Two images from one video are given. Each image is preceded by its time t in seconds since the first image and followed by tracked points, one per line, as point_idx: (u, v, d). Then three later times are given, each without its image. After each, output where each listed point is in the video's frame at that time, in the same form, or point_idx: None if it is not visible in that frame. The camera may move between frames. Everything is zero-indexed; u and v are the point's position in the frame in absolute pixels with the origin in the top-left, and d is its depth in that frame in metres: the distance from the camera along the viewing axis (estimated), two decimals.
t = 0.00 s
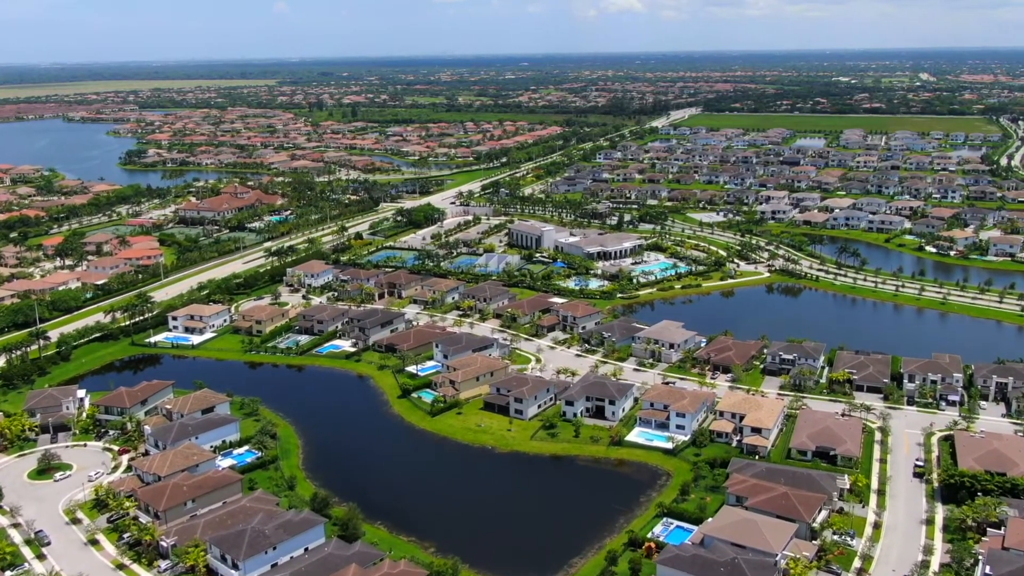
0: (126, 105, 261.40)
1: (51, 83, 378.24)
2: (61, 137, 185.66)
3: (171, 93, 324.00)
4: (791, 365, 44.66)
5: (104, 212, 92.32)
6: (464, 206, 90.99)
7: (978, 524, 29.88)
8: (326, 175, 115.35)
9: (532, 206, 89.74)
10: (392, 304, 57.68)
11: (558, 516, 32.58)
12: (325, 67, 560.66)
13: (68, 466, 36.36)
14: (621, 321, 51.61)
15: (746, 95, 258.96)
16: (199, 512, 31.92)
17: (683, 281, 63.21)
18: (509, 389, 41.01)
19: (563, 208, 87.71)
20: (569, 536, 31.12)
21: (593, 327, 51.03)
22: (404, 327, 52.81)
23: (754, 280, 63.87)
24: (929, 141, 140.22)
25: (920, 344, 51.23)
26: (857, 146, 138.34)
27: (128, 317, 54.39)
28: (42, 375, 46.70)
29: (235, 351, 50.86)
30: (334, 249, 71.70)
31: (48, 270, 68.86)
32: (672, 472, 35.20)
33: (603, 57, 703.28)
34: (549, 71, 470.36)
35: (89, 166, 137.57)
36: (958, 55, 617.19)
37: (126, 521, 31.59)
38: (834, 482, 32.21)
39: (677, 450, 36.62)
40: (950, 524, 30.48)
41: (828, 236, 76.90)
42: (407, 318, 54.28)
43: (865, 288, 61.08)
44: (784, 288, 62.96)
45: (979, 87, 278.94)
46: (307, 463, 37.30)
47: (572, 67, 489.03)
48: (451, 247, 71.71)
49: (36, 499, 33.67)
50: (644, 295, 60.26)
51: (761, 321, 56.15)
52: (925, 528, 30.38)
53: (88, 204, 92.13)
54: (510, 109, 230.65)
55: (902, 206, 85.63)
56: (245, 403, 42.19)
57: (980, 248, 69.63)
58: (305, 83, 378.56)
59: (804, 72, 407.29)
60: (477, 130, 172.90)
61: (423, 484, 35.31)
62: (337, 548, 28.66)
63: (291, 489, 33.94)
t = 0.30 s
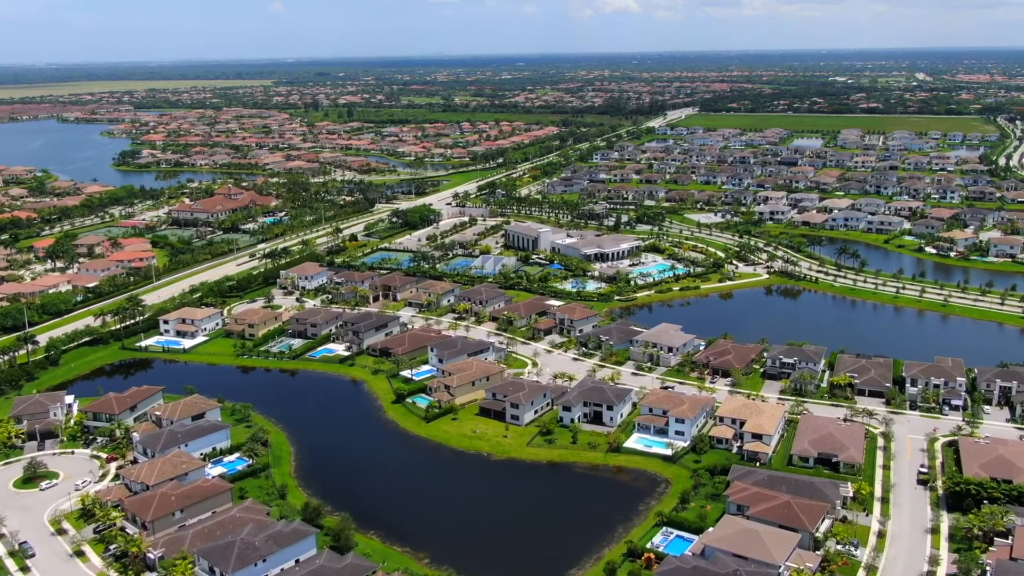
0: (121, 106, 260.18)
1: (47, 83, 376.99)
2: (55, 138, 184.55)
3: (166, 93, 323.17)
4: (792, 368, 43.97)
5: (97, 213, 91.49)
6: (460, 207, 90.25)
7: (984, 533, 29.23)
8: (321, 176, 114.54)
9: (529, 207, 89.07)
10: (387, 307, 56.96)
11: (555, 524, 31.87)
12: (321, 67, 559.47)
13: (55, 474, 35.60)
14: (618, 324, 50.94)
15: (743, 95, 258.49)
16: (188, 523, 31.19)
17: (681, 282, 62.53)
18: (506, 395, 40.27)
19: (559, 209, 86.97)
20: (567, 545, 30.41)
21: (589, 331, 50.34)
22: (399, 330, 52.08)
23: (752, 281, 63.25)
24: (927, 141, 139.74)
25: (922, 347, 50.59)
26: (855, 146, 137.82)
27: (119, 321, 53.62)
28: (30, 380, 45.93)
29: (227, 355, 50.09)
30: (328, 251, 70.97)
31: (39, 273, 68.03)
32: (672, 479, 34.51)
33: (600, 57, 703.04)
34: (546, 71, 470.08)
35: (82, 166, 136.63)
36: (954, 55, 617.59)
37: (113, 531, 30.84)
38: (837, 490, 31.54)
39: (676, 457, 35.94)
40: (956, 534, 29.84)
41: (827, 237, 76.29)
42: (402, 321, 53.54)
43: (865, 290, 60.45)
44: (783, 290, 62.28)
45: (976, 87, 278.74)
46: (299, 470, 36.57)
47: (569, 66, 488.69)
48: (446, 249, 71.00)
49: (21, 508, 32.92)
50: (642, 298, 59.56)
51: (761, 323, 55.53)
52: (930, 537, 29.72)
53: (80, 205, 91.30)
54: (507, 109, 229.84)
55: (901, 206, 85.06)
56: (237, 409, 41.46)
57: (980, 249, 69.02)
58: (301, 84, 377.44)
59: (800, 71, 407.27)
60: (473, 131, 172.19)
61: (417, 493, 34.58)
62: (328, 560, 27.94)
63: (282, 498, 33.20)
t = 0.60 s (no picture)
0: (107, 107, 257.06)
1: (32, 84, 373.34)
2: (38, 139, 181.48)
3: (152, 93, 320.00)
4: (794, 379, 42.05)
5: (75, 217, 89.02)
6: (449, 209, 88.16)
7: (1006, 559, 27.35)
8: (306, 177, 112.22)
9: (519, 209, 87.13)
10: (372, 314, 54.84)
11: (547, 550, 29.79)
12: (310, 68, 556.17)
13: (14, 497, 33.37)
14: (612, 332, 49.00)
15: (734, 95, 257.09)
16: (152, 553, 29.03)
17: (676, 287, 60.58)
18: (494, 409, 38.18)
19: (550, 211, 84.91)
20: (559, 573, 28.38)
21: (581, 339, 48.37)
22: (383, 339, 49.98)
23: (749, 286, 61.40)
24: (921, 141, 138.35)
25: (926, 354, 48.79)
26: (848, 146, 136.29)
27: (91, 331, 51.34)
28: None
29: (203, 366, 47.84)
30: (312, 256, 68.77)
31: (11, 279, 65.63)
32: (670, 500, 32.53)
33: (590, 57, 701.80)
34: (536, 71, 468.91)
35: (63, 169, 133.83)
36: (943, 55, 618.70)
37: (71, 563, 28.65)
38: (847, 512, 29.63)
39: (675, 476, 33.96)
40: (975, 560, 27.96)
41: (824, 239, 74.51)
42: (387, 329, 51.43)
43: (865, 294, 58.68)
44: (780, 294, 60.46)
45: (967, 86, 278.05)
46: (275, 492, 34.42)
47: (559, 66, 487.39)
48: (434, 253, 68.92)
49: None
50: (635, 303, 57.65)
51: (758, 329, 53.68)
52: (948, 563, 27.84)
53: (57, 208, 88.78)
54: (497, 109, 227.76)
55: (899, 207, 83.39)
56: (211, 425, 39.27)
57: (981, 251, 67.29)
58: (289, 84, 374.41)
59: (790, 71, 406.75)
60: (462, 131, 170.04)
61: (400, 516, 32.47)
62: None
63: (256, 524, 31.08)
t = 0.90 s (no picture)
0: (90, 107, 251.62)
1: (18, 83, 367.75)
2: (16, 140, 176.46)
3: (139, 93, 314.71)
4: (815, 400, 37.88)
5: (42, 221, 84.42)
6: (436, 211, 83.88)
7: None
8: (289, 178, 107.79)
9: (510, 211, 82.87)
10: (350, 326, 50.52)
11: None
12: (300, 68, 550.85)
13: None
14: (611, 346, 44.78)
15: (729, 94, 253.28)
16: None
17: (678, 294, 56.39)
18: (481, 438, 33.82)
19: (542, 212, 80.69)
20: None
21: (577, 354, 44.12)
22: (361, 355, 45.64)
23: (757, 293, 57.27)
24: (923, 139, 134.52)
25: (954, 369, 44.70)
26: (849, 144, 132.41)
27: (41, 346, 46.88)
28: None
29: (161, 385, 43.38)
30: (289, 262, 64.38)
31: None
32: (683, 548, 28.25)
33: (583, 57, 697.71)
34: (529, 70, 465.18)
35: (38, 170, 129.04)
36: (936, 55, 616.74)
37: None
38: (890, 565, 25.44)
39: (687, 517, 29.72)
40: None
41: (832, 241, 70.45)
42: (365, 344, 47.09)
43: (882, 302, 54.59)
44: (790, 302, 56.35)
45: (964, 85, 274.77)
46: (229, 537, 30.04)
47: (552, 65, 483.69)
48: (419, 258, 64.64)
49: None
50: (635, 312, 53.44)
51: (769, 343, 49.60)
52: None
53: (24, 211, 84.16)
54: (488, 108, 223.46)
55: (909, 207, 79.38)
56: (162, 457, 34.88)
57: (1002, 253, 63.28)
58: (279, 84, 369.62)
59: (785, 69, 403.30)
60: (452, 130, 165.79)
61: (369, 566, 28.08)
62: None
63: None
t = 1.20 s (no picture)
0: (80, 105, 246.18)
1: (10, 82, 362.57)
2: None
3: (131, 92, 308.66)
4: (857, 430, 32.68)
5: (8, 221, 79.12)
6: (428, 211, 78.63)
7: None
8: (275, 175, 102.49)
9: (507, 210, 77.60)
10: (327, 340, 45.30)
11: None
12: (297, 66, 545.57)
13: None
14: (618, 363, 39.60)
15: (732, 91, 247.98)
16: None
17: (691, 302, 51.15)
18: (469, 480, 28.48)
19: (542, 212, 75.48)
20: None
21: (581, 373, 38.93)
22: (336, 374, 40.36)
23: (777, 300, 52.09)
24: (938, 134, 129.24)
25: (1008, 392, 39.62)
26: (861, 141, 127.12)
27: None
28: None
29: (107, 410, 38.07)
30: (266, 266, 59.12)
31: None
32: None
33: (582, 55, 692.07)
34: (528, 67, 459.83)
35: (16, 168, 123.64)
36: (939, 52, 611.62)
37: None
38: None
39: None
40: None
41: (855, 243, 65.21)
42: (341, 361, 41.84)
43: (916, 311, 49.48)
44: (813, 311, 51.14)
45: (971, 82, 269.50)
46: None
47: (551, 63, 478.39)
48: (407, 262, 59.41)
49: None
50: (644, 323, 48.18)
51: (794, 360, 44.44)
52: None
53: None
54: (487, 105, 218.17)
55: (935, 206, 74.13)
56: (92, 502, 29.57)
57: None
58: (275, 82, 364.48)
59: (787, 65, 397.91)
60: (449, 127, 160.58)
61: None
62: None
63: None
